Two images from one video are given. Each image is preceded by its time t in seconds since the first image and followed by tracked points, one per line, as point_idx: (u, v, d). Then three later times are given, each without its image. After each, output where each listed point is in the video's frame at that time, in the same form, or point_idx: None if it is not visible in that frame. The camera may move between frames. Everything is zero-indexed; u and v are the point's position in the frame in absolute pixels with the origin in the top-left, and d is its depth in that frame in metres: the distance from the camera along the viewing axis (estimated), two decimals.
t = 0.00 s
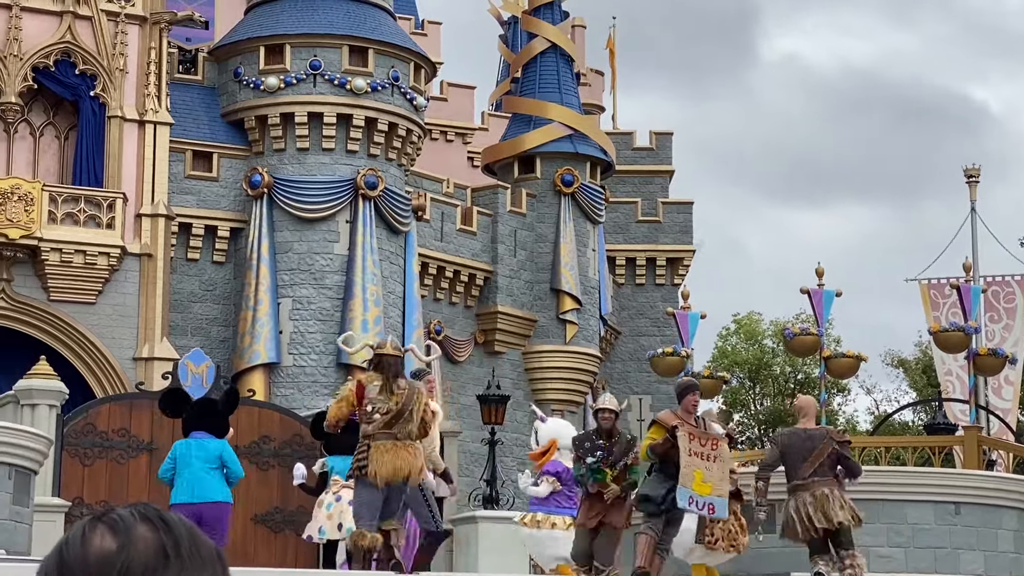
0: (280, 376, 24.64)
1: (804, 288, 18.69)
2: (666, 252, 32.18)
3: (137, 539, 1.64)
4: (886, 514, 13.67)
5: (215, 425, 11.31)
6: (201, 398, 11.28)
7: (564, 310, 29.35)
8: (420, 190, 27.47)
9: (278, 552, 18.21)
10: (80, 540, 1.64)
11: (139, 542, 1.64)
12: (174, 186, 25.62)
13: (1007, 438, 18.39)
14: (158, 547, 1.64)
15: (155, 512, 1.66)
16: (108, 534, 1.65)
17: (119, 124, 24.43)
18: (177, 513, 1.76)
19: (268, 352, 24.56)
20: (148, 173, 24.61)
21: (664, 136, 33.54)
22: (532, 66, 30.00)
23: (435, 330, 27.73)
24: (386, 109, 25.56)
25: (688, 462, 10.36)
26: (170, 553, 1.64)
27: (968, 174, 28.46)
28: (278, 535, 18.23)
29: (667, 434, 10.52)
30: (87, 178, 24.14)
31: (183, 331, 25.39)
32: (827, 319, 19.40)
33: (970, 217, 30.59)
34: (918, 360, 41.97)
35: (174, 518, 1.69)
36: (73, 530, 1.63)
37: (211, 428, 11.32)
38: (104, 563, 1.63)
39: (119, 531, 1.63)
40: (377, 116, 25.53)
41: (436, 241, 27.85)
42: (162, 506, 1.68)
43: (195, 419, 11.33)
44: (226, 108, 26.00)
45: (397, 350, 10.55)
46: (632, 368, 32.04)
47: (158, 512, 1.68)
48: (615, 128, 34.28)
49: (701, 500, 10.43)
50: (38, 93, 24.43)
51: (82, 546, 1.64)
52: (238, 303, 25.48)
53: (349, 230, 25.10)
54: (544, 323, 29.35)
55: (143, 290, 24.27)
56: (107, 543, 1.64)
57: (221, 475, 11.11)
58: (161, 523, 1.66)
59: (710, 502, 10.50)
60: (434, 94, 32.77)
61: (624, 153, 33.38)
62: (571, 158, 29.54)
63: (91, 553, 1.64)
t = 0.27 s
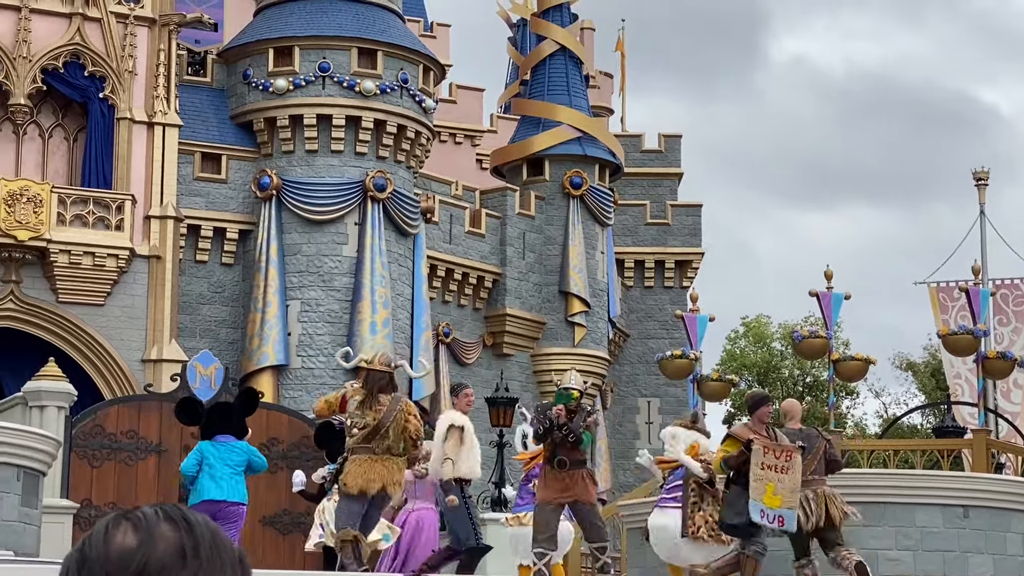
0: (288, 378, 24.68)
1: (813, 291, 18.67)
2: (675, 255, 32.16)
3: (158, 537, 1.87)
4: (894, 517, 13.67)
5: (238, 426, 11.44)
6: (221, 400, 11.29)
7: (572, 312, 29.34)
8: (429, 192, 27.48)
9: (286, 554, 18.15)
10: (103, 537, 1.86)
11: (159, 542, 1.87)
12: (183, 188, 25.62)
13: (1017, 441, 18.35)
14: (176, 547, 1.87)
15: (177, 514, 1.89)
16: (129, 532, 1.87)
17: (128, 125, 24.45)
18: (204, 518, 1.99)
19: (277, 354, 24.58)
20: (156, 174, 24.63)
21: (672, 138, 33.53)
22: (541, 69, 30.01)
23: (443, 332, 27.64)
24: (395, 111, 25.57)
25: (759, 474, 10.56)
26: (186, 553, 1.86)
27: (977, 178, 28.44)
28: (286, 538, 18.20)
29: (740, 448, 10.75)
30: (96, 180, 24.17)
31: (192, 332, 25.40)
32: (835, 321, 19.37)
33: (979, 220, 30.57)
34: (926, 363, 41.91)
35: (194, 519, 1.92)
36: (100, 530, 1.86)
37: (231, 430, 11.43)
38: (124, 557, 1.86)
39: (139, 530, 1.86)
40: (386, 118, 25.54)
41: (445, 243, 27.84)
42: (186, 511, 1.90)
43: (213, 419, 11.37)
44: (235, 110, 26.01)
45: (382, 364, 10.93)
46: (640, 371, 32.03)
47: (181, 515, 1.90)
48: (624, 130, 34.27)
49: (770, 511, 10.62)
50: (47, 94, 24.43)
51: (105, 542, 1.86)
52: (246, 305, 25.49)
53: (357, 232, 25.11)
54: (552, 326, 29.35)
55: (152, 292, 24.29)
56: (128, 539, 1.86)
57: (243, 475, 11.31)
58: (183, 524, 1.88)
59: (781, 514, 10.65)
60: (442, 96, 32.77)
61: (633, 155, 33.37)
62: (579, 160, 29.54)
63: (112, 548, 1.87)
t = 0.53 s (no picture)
0: (296, 380, 24.68)
1: (821, 293, 18.66)
2: (683, 257, 32.15)
3: (174, 537, 1.73)
4: (903, 519, 13.69)
5: (250, 430, 11.45)
6: (234, 407, 11.40)
7: (581, 314, 29.33)
8: (437, 193, 27.48)
9: (294, 556, 18.25)
10: (116, 537, 1.73)
11: (175, 542, 1.73)
12: (192, 189, 25.61)
13: None
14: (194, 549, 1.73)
15: (196, 514, 1.76)
16: (146, 531, 1.74)
17: (137, 127, 24.48)
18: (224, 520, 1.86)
19: (285, 356, 24.60)
20: (165, 176, 24.64)
21: (681, 140, 33.52)
22: (550, 70, 30.03)
23: (452, 334, 27.63)
24: (403, 113, 25.57)
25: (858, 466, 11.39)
26: (203, 553, 1.73)
27: (986, 180, 28.41)
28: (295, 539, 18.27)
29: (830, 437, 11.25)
30: (104, 181, 24.21)
31: (200, 334, 25.42)
32: (843, 324, 19.36)
33: (988, 223, 30.53)
34: (935, 366, 41.86)
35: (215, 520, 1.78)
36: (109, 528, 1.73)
37: (243, 435, 11.46)
38: (136, 556, 1.73)
39: (154, 527, 1.73)
40: (394, 120, 25.54)
41: (453, 245, 27.84)
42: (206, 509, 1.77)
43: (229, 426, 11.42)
44: (244, 111, 26.03)
45: (378, 362, 11.38)
46: (649, 373, 32.00)
47: (202, 515, 1.77)
48: (632, 132, 34.26)
49: (874, 498, 11.57)
50: (56, 96, 24.47)
51: (120, 542, 1.73)
52: (255, 307, 25.51)
53: (365, 233, 25.13)
54: (561, 328, 29.35)
55: (160, 293, 24.29)
56: (143, 538, 1.73)
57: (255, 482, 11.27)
58: (201, 524, 1.75)
59: (886, 497, 11.61)
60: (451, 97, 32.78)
61: (641, 157, 33.36)
62: (588, 162, 29.53)
63: (128, 548, 1.73)
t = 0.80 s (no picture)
0: (303, 381, 24.69)
1: (828, 295, 18.64)
2: (690, 259, 32.14)
3: (186, 536, 1.92)
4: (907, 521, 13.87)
5: (264, 440, 11.35)
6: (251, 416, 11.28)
7: (588, 316, 29.33)
8: (444, 194, 27.48)
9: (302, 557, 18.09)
10: (132, 533, 1.92)
11: (187, 541, 1.92)
12: (200, 190, 25.68)
13: None
14: (204, 548, 1.92)
15: (206, 514, 1.94)
16: (159, 530, 1.93)
17: (145, 128, 24.50)
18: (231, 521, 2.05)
19: (292, 357, 24.60)
20: (172, 177, 24.65)
21: (688, 142, 33.51)
22: (557, 72, 30.02)
23: (459, 335, 27.63)
24: (411, 114, 25.58)
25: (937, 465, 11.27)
26: (214, 555, 1.92)
27: (994, 182, 28.38)
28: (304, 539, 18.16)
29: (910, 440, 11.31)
30: (112, 182, 24.22)
31: (207, 335, 25.41)
32: (850, 326, 19.34)
33: (996, 225, 30.51)
34: (942, 369, 41.83)
35: (224, 522, 1.97)
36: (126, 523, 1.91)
37: (256, 446, 11.37)
38: (151, 553, 1.91)
39: (169, 526, 1.92)
40: (402, 121, 25.56)
41: (460, 246, 27.84)
42: (217, 511, 1.95)
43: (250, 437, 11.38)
44: (252, 112, 26.04)
45: (387, 377, 10.93)
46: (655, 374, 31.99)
47: (211, 515, 1.96)
48: (640, 134, 34.25)
49: (954, 500, 11.45)
50: (64, 96, 24.48)
51: (134, 538, 1.92)
52: (262, 307, 25.51)
53: (373, 234, 25.13)
54: (567, 329, 29.35)
55: (167, 294, 24.30)
56: (156, 537, 1.92)
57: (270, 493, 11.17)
58: (211, 526, 1.94)
59: (963, 501, 11.50)
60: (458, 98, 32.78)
61: (649, 159, 33.36)
62: (595, 164, 29.53)
63: (141, 545, 1.92)
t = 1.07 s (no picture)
0: (310, 381, 24.71)
1: (835, 296, 18.65)
2: (696, 260, 32.15)
3: (194, 536, 1.92)
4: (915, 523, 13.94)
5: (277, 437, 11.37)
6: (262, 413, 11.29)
7: (594, 316, 29.33)
8: (450, 194, 27.50)
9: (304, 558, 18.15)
10: (140, 533, 1.92)
11: (195, 542, 1.92)
12: (206, 190, 25.67)
13: None
14: (212, 551, 1.92)
15: (215, 515, 1.94)
16: (167, 529, 1.93)
17: (152, 127, 24.54)
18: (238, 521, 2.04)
19: (298, 357, 24.62)
20: (179, 177, 24.69)
21: (694, 143, 33.52)
22: (564, 72, 30.03)
23: (465, 335, 27.64)
24: (417, 114, 25.60)
25: (1008, 478, 11.20)
26: (222, 558, 1.92)
27: (1001, 183, 28.39)
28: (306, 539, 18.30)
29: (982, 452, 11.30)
30: (119, 182, 24.25)
31: (214, 334, 25.38)
32: (857, 327, 19.35)
33: (1003, 226, 30.52)
34: (949, 370, 41.82)
35: (233, 524, 1.96)
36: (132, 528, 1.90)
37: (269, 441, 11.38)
38: (158, 552, 1.91)
39: (178, 525, 1.92)
40: (409, 121, 25.57)
41: (467, 246, 27.85)
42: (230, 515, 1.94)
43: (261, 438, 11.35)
44: (259, 112, 26.06)
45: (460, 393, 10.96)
46: (662, 375, 31.98)
47: (220, 517, 1.95)
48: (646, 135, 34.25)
49: None
50: (71, 96, 24.51)
51: (142, 538, 1.92)
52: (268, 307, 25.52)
53: (379, 234, 25.15)
54: (574, 330, 29.35)
55: (175, 294, 24.36)
56: (165, 535, 1.92)
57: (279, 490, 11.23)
58: (221, 526, 1.94)
59: None
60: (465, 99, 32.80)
61: (655, 160, 33.37)
62: (602, 164, 29.55)
63: (149, 545, 1.92)
